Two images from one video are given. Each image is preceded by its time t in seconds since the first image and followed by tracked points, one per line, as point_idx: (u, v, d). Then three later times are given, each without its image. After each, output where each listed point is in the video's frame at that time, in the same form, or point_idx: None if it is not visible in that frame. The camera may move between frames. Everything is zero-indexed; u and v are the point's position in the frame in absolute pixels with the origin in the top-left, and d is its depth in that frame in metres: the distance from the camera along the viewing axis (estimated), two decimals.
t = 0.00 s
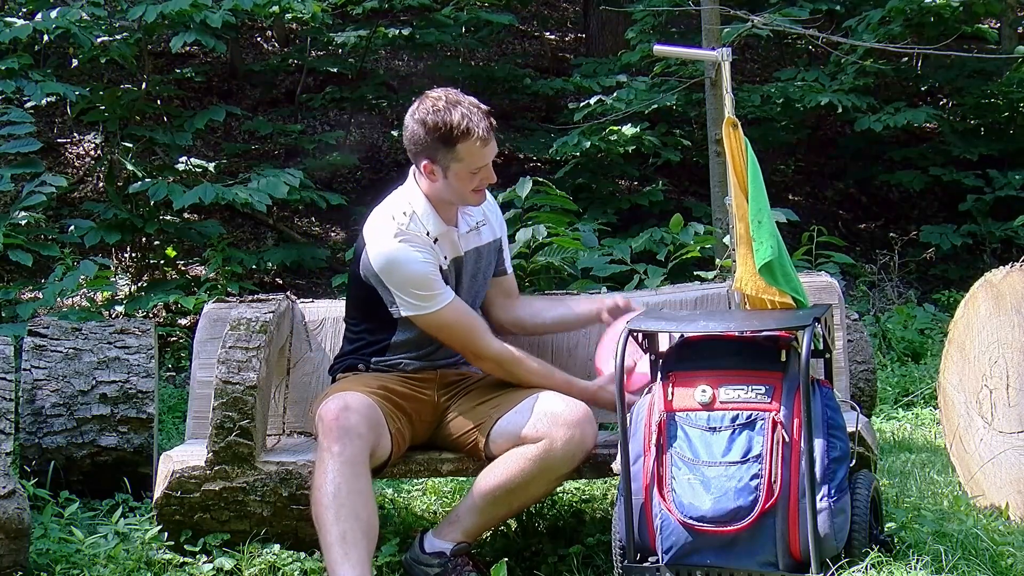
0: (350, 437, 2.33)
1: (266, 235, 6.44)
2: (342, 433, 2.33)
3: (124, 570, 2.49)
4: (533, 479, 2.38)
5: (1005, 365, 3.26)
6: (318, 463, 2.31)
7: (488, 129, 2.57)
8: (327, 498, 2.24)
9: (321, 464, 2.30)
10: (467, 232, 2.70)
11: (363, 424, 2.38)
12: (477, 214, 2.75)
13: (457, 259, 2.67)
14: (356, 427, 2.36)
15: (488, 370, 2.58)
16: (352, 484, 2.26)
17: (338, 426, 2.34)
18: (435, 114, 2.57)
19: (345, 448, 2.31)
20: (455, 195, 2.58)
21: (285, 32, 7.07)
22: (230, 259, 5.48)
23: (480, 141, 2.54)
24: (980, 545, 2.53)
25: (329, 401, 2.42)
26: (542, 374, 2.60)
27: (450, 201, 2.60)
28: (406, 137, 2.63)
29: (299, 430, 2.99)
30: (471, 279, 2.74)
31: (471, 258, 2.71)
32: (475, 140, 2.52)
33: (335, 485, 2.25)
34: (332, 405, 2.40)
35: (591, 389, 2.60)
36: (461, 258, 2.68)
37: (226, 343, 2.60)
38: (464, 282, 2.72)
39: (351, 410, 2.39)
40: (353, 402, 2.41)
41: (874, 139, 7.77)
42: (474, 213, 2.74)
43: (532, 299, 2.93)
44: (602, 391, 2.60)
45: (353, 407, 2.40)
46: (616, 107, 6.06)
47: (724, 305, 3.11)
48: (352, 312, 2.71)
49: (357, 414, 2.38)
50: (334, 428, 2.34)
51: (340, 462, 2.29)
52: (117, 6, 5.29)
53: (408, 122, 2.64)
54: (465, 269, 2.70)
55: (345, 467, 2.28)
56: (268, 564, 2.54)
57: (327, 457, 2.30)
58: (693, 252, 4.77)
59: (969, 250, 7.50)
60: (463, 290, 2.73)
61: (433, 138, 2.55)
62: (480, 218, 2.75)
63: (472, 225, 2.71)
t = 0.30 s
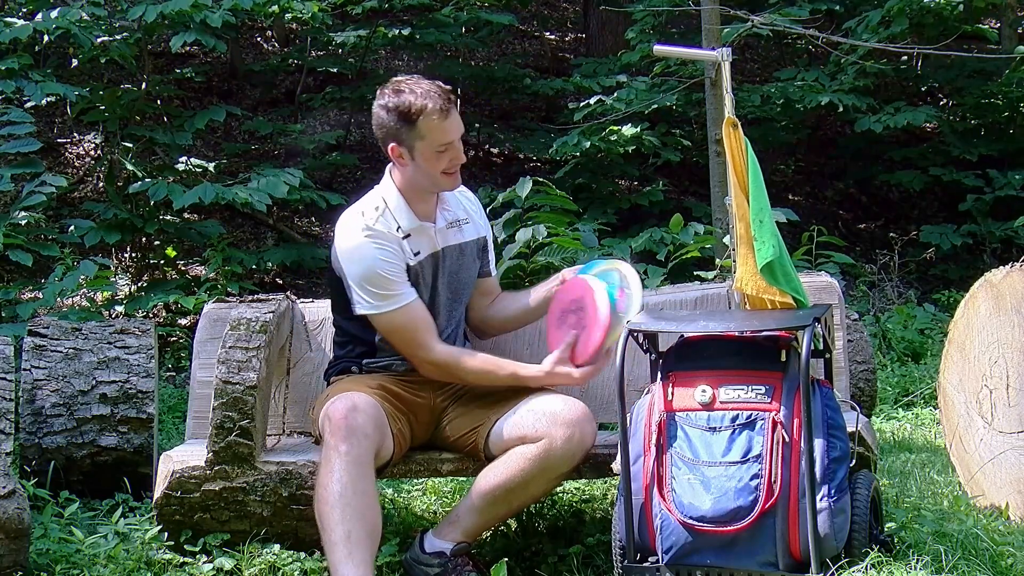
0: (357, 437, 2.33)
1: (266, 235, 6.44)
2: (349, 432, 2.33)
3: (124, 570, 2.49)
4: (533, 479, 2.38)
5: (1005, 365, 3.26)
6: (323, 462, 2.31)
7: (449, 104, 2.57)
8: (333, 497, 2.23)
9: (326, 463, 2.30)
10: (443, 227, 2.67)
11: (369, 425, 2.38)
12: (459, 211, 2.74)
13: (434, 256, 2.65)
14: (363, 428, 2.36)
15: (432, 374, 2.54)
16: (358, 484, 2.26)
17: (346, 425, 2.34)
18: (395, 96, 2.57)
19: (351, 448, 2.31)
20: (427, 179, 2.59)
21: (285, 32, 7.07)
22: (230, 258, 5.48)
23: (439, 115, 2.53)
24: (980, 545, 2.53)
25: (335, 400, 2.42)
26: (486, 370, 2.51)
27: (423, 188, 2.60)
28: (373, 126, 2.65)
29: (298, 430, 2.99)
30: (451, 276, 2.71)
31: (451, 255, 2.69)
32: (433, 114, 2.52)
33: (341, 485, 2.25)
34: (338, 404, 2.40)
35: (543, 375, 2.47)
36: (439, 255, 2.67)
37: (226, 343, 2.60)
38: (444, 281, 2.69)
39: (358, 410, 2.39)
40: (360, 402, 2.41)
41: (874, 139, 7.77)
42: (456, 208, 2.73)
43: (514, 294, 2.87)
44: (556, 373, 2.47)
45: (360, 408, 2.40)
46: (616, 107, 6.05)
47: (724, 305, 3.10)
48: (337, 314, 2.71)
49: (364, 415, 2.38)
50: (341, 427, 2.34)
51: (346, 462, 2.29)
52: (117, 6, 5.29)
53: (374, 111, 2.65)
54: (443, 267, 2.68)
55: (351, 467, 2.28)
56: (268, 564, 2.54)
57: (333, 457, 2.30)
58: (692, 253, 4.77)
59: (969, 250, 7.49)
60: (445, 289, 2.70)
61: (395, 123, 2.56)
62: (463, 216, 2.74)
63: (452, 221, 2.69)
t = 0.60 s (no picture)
0: (357, 439, 2.34)
1: (266, 235, 6.44)
2: (349, 434, 2.33)
3: (124, 570, 2.49)
4: (533, 479, 2.38)
5: (1005, 365, 3.26)
6: (323, 463, 2.31)
7: (413, 95, 2.57)
8: (332, 498, 2.23)
9: (326, 464, 2.30)
10: (425, 226, 2.67)
11: (369, 426, 2.38)
12: (449, 214, 2.74)
13: (409, 252, 2.65)
14: (363, 429, 2.36)
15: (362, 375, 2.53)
16: (359, 486, 2.26)
17: (346, 427, 2.34)
18: (362, 89, 2.62)
19: (352, 450, 2.31)
20: (394, 172, 2.59)
21: (285, 32, 7.07)
22: (229, 258, 5.47)
23: (398, 104, 2.54)
24: (980, 545, 2.53)
25: (335, 402, 2.42)
26: (398, 364, 2.42)
27: (393, 181, 2.62)
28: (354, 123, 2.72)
29: (299, 430, 2.99)
30: (429, 273, 2.67)
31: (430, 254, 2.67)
32: (392, 103, 2.54)
33: (341, 486, 2.25)
34: (338, 406, 2.40)
35: (445, 362, 2.27)
36: (414, 251, 2.65)
37: (225, 343, 2.60)
38: (419, 280, 2.65)
39: (359, 411, 2.39)
40: (360, 404, 2.41)
41: (874, 139, 7.77)
42: (444, 209, 2.73)
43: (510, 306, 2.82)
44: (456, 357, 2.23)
45: (360, 410, 2.39)
46: (616, 107, 6.05)
47: (724, 305, 3.10)
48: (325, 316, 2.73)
49: (365, 417, 2.38)
50: (341, 429, 2.34)
51: (346, 463, 2.29)
52: (117, 6, 5.29)
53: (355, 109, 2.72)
54: (417, 263, 2.65)
55: (352, 469, 2.28)
56: (268, 564, 2.54)
57: (333, 458, 2.30)
58: (692, 253, 4.77)
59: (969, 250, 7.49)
60: (421, 287, 2.66)
61: (361, 116, 2.61)
62: (453, 218, 2.74)
63: (435, 220, 2.69)
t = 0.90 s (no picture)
0: (355, 440, 2.33)
1: (266, 235, 6.44)
2: (347, 435, 2.33)
3: (124, 570, 2.49)
4: (533, 479, 2.37)
5: (1005, 365, 3.26)
6: (322, 464, 2.31)
7: (398, 93, 2.61)
8: (331, 499, 2.23)
9: (325, 464, 2.30)
10: (412, 222, 2.67)
11: (367, 427, 2.38)
12: (439, 211, 2.74)
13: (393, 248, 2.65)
14: (362, 430, 2.36)
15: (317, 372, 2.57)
16: (357, 486, 2.26)
17: (344, 428, 2.34)
18: (349, 87, 2.67)
19: (350, 450, 2.31)
20: (374, 169, 2.62)
21: (285, 32, 7.07)
22: (229, 258, 5.47)
23: (379, 100, 2.58)
24: (980, 545, 2.53)
25: (333, 403, 2.42)
26: (344, 367, 2.47)
27: (373, 178, 2.65)
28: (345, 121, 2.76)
29: (298, 430, 2.98)
30: (415, 270, 2.67)
31: (416, 250, 2.67)
32: (373, 99, 2.58)
33: (339, 487, 2.25)
34: (336, 407, 2.40)
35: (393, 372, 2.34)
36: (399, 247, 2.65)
37: (226, 343, 2.61)
38: (403, 278, 2.65)
39: (357, 412, 2.39)
40: (358, 404, 2.41)
41: (874, 139, 7.77)
42: (434, 204, 2.72)
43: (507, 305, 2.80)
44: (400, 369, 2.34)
45: (358, 410, 2.39)
46: (616, 107, 6.05)
47: (724, 305, 3.10)
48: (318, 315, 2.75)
49: (363, 417, 2.38)
50: (339, 430, 2.34)
51: (345, 464, 2.29)
52: (117, 6, 5.29)
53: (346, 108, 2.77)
54: (404, 260, 2.65)
55: (350, 469, 2.28)
56: (268, 564, 2.54)
57: (332, 459, 2.30)
58: (692, 253, 4.77)
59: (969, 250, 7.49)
60: (407, 283, 2.65)
61: (348, 111, 2.66)
62: (444, 214, 2.74)
63: (423, 216, 2.69)
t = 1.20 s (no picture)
0: (353, 440, 2.33)
1: (266, 235, 6.44)
2: (345, 435, 2.33)
3: (124, 570, 2.49)
4: (533, 479, 2.37)
5: (1005, 365, 3.26)
6: (321, 465, 2.31)
7: (377, 94, 2.60)
8: (330, 499, 2.23)
9: (324, 465, 2.30)
10: (405, 221, 2.68)
11: (365, 427, 2.38)
12: (431, 207, 2.74)
13: (388, 249, 2.64)
14: (360, 430, 2.36)
15: (312, 382, 2.58)
16: (356, 487, 2.26)
17: (341, 428, 2.34)
18: (326, 90, 2.66)
19: (349, 451, 2.32)
20: (360, 170, 2.64)
21: (286, 32, 7.07)
22: (229, 258, 5.47)
23: (356, 103, 2.57)
24: (980, 545, 2.53)
25: (331, 404, 2.42)
26: (338, 378, 2.48)
27: (360, 179, 2.66)
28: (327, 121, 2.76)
29: (299, 429, 2.98)
30: (412, 269, 2.67)
31: (411, 250, 2.67)
32: (350, 102, 2.57)
33: (338, 487, 2.25)
34: (334, 407, 2.40)
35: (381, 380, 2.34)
36: (394, 248, 2.65)
37: (226, 343, 2.61)
38: (399, 280, 2.64)
39: (355, 413, 2.39)
40: (356, 405, 2.41)
41: (874, 139, 7.78)
42: (424, 201, 2.72)
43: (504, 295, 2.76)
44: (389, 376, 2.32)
45: (355, 411, 2.40)
46: (616, 107, 6.05)
47: (724, 305, 3.10)
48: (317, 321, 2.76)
49: (361, 418, 2.39)
50: (337, 431, 2.34)
51: (343, 464, 2.29)
52: (117, 6, 5.29)
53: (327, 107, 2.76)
54: (399, 260, 2.65)
55: (349, 470, 2.28)
56: (268, 564, 2.54)
57: (330, 460, 2.30)
58: (692, 253, 4.77)
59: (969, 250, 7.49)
60: (405, 282, 2.65)
61: (329, 114, 2.65)
62: (435, 211, 2.74)
63: (416, 214, 2.69)
